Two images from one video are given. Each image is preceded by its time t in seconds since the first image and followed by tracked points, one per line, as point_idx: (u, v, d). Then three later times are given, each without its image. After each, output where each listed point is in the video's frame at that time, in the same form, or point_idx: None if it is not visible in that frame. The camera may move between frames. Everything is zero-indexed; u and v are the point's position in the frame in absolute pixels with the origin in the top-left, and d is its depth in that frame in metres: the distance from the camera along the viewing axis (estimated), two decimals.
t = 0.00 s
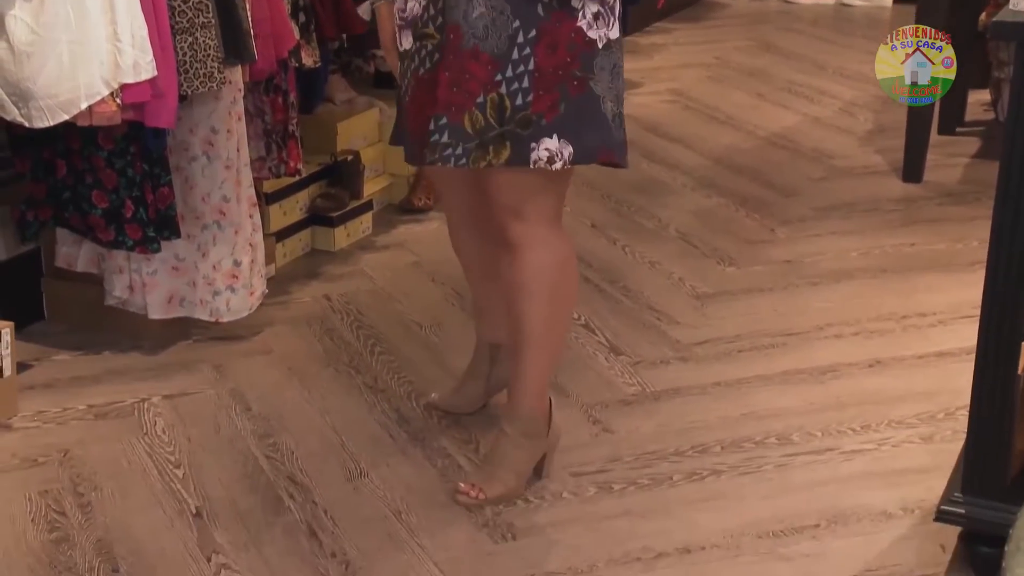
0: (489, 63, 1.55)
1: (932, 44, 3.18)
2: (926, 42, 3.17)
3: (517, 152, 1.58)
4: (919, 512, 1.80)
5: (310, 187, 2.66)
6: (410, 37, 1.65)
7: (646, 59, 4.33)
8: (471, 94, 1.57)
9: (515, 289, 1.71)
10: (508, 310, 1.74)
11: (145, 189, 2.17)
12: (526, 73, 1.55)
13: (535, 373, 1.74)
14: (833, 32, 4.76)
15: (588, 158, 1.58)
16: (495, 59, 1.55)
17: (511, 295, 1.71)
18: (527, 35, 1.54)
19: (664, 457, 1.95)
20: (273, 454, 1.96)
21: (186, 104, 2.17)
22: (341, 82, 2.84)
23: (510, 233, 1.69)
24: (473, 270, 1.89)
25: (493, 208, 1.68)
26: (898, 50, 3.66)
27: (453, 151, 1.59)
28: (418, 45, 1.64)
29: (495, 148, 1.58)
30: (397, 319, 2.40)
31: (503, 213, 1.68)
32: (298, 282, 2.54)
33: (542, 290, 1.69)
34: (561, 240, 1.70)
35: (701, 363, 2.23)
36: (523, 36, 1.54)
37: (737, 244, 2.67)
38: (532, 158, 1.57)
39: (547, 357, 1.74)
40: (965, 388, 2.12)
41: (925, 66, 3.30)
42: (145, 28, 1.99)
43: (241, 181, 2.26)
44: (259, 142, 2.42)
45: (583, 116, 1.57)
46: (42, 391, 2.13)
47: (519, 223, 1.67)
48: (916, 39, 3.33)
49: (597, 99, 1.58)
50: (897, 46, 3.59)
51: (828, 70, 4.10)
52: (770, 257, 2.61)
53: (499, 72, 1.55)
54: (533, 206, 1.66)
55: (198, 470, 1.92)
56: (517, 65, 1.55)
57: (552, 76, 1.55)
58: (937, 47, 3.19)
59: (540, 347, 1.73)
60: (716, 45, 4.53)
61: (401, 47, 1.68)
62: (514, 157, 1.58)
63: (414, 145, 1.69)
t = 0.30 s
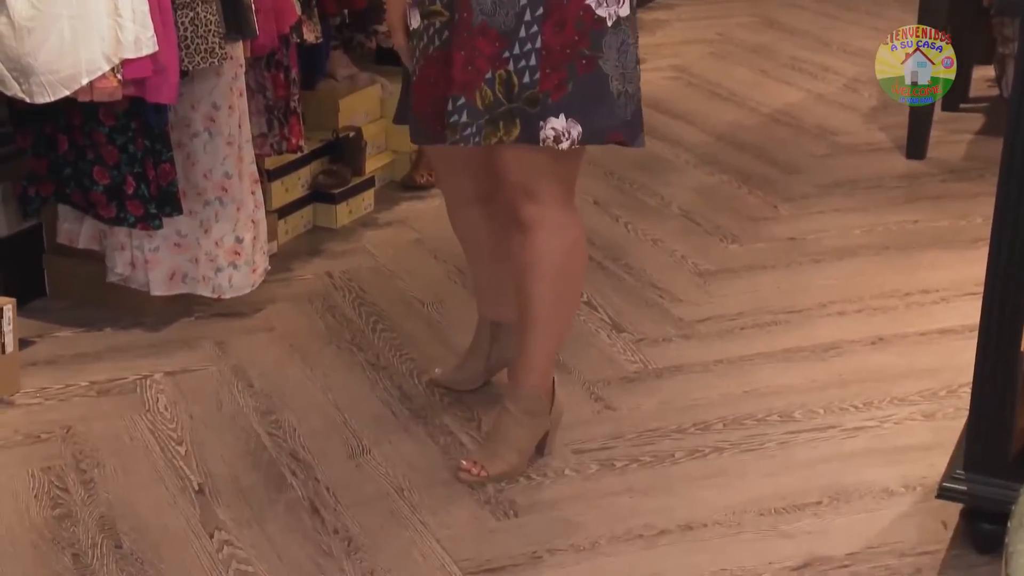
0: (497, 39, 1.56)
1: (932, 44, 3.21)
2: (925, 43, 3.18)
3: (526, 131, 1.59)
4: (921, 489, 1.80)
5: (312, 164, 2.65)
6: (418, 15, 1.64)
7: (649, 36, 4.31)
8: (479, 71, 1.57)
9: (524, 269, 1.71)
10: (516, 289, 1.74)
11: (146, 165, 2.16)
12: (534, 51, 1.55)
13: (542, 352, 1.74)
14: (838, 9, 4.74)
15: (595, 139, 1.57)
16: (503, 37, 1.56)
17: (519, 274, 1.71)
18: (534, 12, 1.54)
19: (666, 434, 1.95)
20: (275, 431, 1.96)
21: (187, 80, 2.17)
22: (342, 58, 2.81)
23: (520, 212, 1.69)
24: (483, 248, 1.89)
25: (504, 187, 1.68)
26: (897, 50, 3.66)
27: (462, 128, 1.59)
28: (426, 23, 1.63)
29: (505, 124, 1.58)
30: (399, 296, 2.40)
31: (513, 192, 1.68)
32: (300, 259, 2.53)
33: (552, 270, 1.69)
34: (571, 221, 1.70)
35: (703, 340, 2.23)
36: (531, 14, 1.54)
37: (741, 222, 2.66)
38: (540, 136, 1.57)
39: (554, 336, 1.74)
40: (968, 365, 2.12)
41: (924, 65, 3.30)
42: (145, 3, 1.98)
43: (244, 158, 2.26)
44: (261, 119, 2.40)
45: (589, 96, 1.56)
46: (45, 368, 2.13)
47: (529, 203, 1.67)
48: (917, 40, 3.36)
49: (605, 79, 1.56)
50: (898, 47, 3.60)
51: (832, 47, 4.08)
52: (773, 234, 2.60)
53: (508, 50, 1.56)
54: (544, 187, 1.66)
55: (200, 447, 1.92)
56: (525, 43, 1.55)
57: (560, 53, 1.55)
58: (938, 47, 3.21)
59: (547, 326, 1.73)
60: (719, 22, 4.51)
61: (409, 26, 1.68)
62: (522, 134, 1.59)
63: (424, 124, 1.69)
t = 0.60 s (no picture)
0: (505, 41, 1.56)
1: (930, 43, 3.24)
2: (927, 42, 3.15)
3: (534, 134, 1.59)
4: (923, 493, 1.80)
5: (313, 168, 2.65)
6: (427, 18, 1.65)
7: (650, 39, 4.32)
8: (487, 73, 1.57)
9: (529, 271, 1.71)
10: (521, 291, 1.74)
11: (148, 168, 2.16)
12: (541, 53, 1.56)
13: (545, 354, 1.74)
14: (839, 12, 4.75)
15: (601, 143, 1.58)
16: (512, 39, 1.55)
17: (523, 276, 1.72)
18: (543, 14, 1.54)
19: (668, 438, 1.96)
20: (277, 435, 1.96)
21: (190, 83, 2.17)
22: (344, 62, 2.86)
23: (525, 215, 1.69)
24: (489, 249, 1.89)
25: (510, 190, 1.68)
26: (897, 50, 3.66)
27: (469, 130, 1.59)
28: (435, 25, 1.63)
29: (512, 127, 1.59)
30: (401, 300, 2.40)
31: (518, 194, 1.68)
32: (302, 262, 2.53)
33: (556, 273, 1.69)
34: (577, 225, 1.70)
35: (705, 344, 2.23)
36: (539, 16, 1.54)
37: (742, 226, 2.66)
38: (547, 139, 1.57)
39: (559, 339, 1.74)
40: (971, 369, 2.12)
41: (923, 64, 3.31)
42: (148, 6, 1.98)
43: (246, 161, 2.26)
44: (263, 122, 2.42)
45: (596, 100, 1.57)
46: (47, 371, 2.13)
47: (534, 206, 1.67)
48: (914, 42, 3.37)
49: (612, 82, 1.57)
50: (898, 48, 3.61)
51: (833, 50, 4.09)
52: (775, 238, 2.61)
53: (516, 52, 1.56)
54: (550, 190, 1.66)
55: (203, 450, 1.92)
56: (533, 45, 1.55)
57: (568, 55, 1.56)
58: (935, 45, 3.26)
59: (552, 329, 1.73)
60: (720, 25, 4.51)
61: (418, 29, 1.68)
62: (529, 138, 1.59)
63: (431, 128, 1.68)
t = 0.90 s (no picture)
0: (505, 72, 1.56)
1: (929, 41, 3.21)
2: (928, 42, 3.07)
3: (533, 164, 1.59)
4: (925, 525, 1.79)
5: (314, 198, 2.66)
6: (430, 50, 1.65)
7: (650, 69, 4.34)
8: (487, 104, 1.57)
9: (529, 302, 1.71)
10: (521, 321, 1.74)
11: (150, 199, 2.17)
12: (542, 84, 1.56)
13: (546, 385, 1.74)
14: (837, 42, 4.78)
15: (601, 174, 1.58)
16: (512, 70, 1.56)
17: (524, 307, 1.72)
18: (543, 45, 1.55)
19: (669, 468, 1.95)
20: (277, 465, 1.96)
21: (191, 114, 2.18)
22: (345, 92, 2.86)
23: (526, 246, 1.69)
24: (488, 278, 1.89)
25: (512, 221, 1.68)
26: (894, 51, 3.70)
27: (469, 160, 1.59)
28: (438, 56, 1.63)
29: (511, 157, 1.59)
30: (401, 330, 2.40)
31: (519, 225, 1.68)
32: (303, 292, 2.54)
33: (557, 304, 1.69)
34: (578, 255, 1.70)
35: (705, 374, 2.23)
36: (539, 47, 1.55)
37: (742, 255, 2.67)
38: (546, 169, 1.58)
39: (558, 369, 1.74)
40: (971, 400, 2.12)
41: (923, 64, 3.26)
42: (151, 37, 1.99)
43: (247, 191, 2.26)
44: (264, 152, 2.42)
45: (595, 131, 1.58)
46: (47, 402, 2.13)
47: (535, 237, 1.67)
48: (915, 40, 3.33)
49: (611, 114, 1.58)
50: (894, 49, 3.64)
51: (831, 80, 4.11)
52: (775, 268, 2.61)
53: (516, 83, 1.56)
54: (551, 222, 1.66)
55: (203, 481, 1.91)
56: (533, 76, 1.56)
57: (568, 86, 1.56)
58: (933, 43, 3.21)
59: (551, 359, 1.73)
60: (718, 55, 4.54)
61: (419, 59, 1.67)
62: (529, 168, 1.60)
63: (430, 158, 1.68)
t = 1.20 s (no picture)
0: (517, 104, 1.56)
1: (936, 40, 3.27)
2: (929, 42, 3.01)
3: (545, 195, 1.59)
4: (929, 560, 1.78)
5: (318, 230, 2.67)
6: (435, 83, 1.64)
7: (653, 100, 4.36)
8: (500, 136, 1.57)
9: (533, 332, 1.70)
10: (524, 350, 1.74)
11: (154, 231, 2.18)
12: (554, 115, 1.56)
13: (549, 415, 1.74)
14: (839, 74, 4.80)
15: (613, 204, 1.59)
16: (524, 102, 1.56)
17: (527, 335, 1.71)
18: (555, 77, 1.55)
19: (672, 502, 1.95)
20: (280, 498, 1.96)
21: (196, 147, 2.19)
22: (349, 124, 2.87)
23: (530, 275, 1.69)
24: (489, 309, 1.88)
25: (517, 249, 1.68)
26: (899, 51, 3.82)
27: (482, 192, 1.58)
28: (445, 90, 1.62)
29: (524, 190, 1.59)
30: (404, 361, 2.40)
31: (525, 254, 1.68)
32: (306, 323, 2.54)
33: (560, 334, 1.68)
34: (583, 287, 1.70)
35: (708, 406, 2.23)
36: (551, 78, 1.55)
37: (745, 287, 2.67)
38: (561, 200, 1.58)
39: (563, 400, 1.74)
40: (975, 433, 2.11)
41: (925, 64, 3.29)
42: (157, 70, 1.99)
43: (251, 223, 2.26)
44: (268, 184, 2.44)
45: (605, 162, 1.58)
46: (50, 434, 2.13)
47: (541, 266, 1.67)
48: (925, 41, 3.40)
49: (621, 143, 1.58)
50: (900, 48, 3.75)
51: (833, 112, 4.13)
52: (778, 300, 2.61)
53: (529, 115, 1.56)
54: (555, 252, 1.66)
55: (205, 514, 1.91)
56: (546, 108, 1.56)
57: (580, 117, 1.57)
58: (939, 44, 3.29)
59: (555, 390, 1.73)
60: (721, 87, 4.56)
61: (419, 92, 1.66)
62: (541, 200, 1.59)
63: (436, 191, 1.67)
